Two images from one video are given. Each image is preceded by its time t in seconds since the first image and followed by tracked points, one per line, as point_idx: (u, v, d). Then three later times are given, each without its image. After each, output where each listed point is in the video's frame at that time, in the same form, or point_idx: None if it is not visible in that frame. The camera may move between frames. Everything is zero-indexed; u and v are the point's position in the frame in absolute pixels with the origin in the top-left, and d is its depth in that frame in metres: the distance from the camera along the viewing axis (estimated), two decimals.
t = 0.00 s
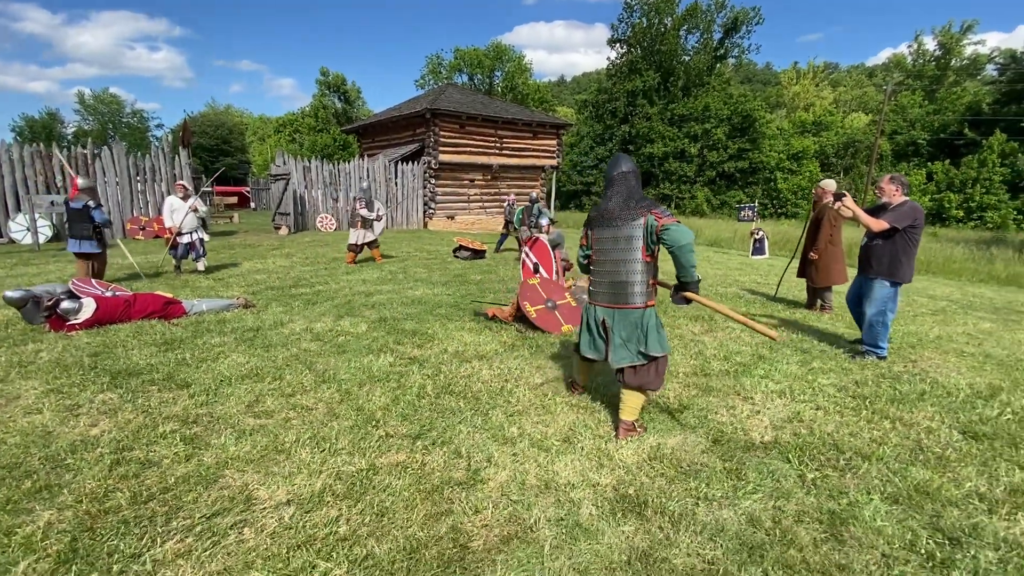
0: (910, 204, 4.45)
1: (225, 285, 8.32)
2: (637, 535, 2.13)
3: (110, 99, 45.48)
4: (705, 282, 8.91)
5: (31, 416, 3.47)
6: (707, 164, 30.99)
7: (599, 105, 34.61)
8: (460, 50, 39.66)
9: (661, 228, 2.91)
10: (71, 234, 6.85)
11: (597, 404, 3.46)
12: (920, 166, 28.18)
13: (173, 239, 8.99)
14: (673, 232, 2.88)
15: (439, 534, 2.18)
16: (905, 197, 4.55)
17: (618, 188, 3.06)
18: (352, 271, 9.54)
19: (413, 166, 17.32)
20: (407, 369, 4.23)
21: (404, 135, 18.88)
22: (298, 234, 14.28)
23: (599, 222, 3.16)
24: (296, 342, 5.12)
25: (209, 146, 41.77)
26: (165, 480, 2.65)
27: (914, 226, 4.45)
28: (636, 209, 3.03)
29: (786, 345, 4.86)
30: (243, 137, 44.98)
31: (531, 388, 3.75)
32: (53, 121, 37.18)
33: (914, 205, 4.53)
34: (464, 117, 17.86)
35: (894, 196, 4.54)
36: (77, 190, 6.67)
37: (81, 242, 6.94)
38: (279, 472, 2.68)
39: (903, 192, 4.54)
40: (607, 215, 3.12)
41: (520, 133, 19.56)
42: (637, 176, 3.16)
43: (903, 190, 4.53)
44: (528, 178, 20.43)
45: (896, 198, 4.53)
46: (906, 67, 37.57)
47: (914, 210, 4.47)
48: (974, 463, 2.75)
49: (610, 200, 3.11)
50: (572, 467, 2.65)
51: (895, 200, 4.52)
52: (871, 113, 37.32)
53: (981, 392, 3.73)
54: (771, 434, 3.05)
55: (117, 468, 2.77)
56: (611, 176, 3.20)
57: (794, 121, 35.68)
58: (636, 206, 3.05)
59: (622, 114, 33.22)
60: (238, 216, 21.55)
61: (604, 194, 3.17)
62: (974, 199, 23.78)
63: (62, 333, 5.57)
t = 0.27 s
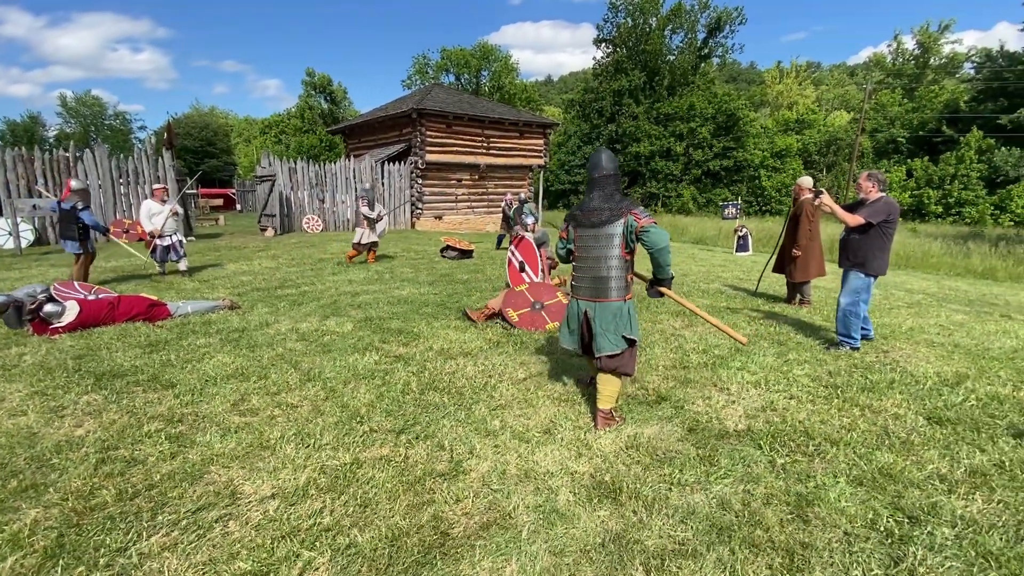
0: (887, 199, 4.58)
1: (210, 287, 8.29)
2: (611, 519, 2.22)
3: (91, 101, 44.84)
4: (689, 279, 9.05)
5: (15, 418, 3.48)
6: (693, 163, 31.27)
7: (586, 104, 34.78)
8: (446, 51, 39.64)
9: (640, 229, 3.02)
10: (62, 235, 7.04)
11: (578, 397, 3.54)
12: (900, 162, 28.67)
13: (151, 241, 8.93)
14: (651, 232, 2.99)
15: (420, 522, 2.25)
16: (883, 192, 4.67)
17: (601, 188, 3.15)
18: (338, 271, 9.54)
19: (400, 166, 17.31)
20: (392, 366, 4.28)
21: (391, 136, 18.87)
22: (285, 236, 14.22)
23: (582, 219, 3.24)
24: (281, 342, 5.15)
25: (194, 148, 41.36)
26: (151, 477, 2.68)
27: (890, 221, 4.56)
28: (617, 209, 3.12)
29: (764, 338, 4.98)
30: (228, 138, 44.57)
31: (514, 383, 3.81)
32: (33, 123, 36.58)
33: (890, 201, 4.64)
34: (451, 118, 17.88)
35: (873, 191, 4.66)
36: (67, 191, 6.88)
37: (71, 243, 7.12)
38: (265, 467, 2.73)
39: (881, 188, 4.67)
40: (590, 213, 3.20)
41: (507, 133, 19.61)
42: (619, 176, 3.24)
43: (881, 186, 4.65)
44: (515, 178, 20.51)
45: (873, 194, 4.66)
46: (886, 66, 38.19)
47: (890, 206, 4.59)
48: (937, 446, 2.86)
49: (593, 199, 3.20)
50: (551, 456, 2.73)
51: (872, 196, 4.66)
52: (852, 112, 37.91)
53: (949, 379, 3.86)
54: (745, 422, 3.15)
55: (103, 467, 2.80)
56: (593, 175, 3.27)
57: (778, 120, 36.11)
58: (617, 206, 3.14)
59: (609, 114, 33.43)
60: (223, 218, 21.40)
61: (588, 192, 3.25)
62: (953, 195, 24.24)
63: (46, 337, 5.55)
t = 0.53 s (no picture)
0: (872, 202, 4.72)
1: (204, 294, 8.32)
2: (600, 518, 2.29)
3: (82, 108, 44.66)
4: (680, 283, 9.16)
5: (13, 426, 3.52)
6: (685, 167, 31.51)
7: (578, 110, 35.03)
8: (439, 57, 39.82)
9: (622, 234, 3.51)
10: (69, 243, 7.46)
11: (569, 400, 3.62)
12: (889, 166, 29.04)
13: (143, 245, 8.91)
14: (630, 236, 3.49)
15: (415, 524, 2.31)
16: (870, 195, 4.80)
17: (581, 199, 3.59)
18: (333, 278, 9.59)
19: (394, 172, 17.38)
20: (387, 372, 4.34)
21: (384, 143, 18.94)
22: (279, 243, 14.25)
23: (567, 227, 3.66)
24: (277, 349, 5.20)
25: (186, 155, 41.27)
26: (150, 483, 2.73)
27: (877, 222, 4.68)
28: (599, 217, 3.59)
29: (752, 341, 5.08)
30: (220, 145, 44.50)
31: (507, 388, 3.88)
32: (23, 132, 36.40)
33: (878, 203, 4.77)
34: (444, 124, 17.99)
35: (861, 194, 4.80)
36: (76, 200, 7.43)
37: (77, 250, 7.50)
38: (262, 473, 2.78)
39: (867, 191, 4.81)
40: (574, 221, 3.63)
41: (500, 139, 19.73)
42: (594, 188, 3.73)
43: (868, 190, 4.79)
44: (509, 183, 20.63)
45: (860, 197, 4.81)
46: (874, 71, 38.69)
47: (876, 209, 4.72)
48: (917, 445, 2.95)
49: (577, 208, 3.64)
50: (543, 459, 2.80)
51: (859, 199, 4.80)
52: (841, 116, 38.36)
53: (930, 379, 3.96)
54: (732, 424, 3.22)
55: (102, 474, 2.84)
56: (573, 188, 3.71)
57: (768, 124, 36.48)
58: (597, 214, 3.62)
59: (601, 119, 33.68)
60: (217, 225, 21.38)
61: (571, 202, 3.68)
62: (940, 198, 24.59)
63: (41, 346, 5.56)
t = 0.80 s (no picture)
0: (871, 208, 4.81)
1: (206, 302, 8.37)
2: (603, 519, 2.34)
3: (83, 117, 44.89)
4: (680, 289, 9.23)
5: (20, 433, 3.56)
6: (683, 175, 31.68)
7: (577, 118, 35.26)
8: (439, 67, 40.12)
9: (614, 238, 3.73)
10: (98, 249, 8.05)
11: (571, 405, 3.66)
12: (886, 174, 29.21)
13: (154, 252, 8.94)
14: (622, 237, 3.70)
15: (421, 525, 2.36)
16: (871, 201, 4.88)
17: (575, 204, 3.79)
18: (335, 286, 9.65)
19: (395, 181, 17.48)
20: (390, 378, 4.39)
21: (385, 151, 19.07)
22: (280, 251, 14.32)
23: (561, 232, 3.83)
24: (281, 356, 5.25)
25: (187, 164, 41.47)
26: (158, 487, 2.77)
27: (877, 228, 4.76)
28: (592, 221, 3.80)
29: (751, 346, 5.14)
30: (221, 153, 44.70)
31: (509, 393, 3.93)
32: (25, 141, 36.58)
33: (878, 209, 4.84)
34: (444, 133, 18.14)
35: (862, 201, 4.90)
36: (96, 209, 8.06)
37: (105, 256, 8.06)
38: (268, 477, 2.82)
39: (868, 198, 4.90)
40: (569, 226, 3.82)
41: (500, 148, 19.88)
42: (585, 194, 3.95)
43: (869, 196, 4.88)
44: (509, 191, 20.76)
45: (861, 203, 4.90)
46: (870, 79, 39.00)
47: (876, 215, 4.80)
48: (913, 447, 3.00)
49: (571, 214, 3.84)
50: (546, 462, 2.85)
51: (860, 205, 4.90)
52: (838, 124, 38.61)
53: (927, 384, 4.02)
54: (731, 428, 3.27)
55: (111, 479, 2.88)
56: (566, 195, 3.91)
57: (766, 132, 36.73)
58: (590, 219, 3.83)
59: (600, 128, 33.90)
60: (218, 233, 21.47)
61: (564, 209, 3.87)
62: (937, 205, 24.72)
63: (45, 353, 5.60)
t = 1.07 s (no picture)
0: (875, 218, 4.85)
1: (211, 310, 8.44)
2: (607, 525, 2.37)
3: (90, 127, 45.39)
4: (682, 298, 9.28)
5: (30, 439, 3.61)
6: (686, 185, 31.79)
7: (580, 129, 35.49)
8: (443, 77, 40.48)
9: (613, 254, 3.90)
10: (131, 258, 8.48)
11: (575, 413, 3.70)
12: (888, 184, 29.29)
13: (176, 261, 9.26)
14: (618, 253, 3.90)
15: (427, 530, 2.39)
16: (876, 212, 4.92)
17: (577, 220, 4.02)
18: (339, 295, 9.71)
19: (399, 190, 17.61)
20: (396, 386, 4.43)
21: (389, 161, 19.23)
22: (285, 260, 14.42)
23: (563, 245, 4.05)
24: (287, 363, 5.31)
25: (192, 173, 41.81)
26: (168, 493, 2.81)
27: (881, 238, 4.79)
28: (591, 237, 4.00)
29: (753, 355, 5.15)
30: (226, 163, 45.07)
31: (513, 401, 3.97)
32: (32, 150, 36.96)
33: (883, 219, 4.86)
34: (448, 143, 18.29)
35: (867, 211, 4.95)
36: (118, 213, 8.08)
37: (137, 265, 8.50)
38: (276, 483, 2.85)
39: (873, 208, 4.94)
40: (571, 239, 4.03)
41: (503, 158, 20.03)
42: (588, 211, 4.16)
43: (874, 206, 4.92)
44: (512, 201, 20.88)
45: (866, 214, 4.96)
46: (871, 90, 39.22)
47: (880, 225, 4.82)
48: (915, 455, 3.02)
49: (572, 228, 4.05)
50: (550, 469, 2.88)
51: (865, 215, 4.95)
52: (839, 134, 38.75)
53: (929, 393, 4.04)
54: (734, 435, 3.30)
55: (121, 484, 2.92)
56: (569, 209, 4.14)
57: (768, 142, 36.86)
58: (590, 233, 4.03)
59: (602, 138, 34.09)
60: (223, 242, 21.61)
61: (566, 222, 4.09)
62: (940, 215, 24.77)
63: (53, 360, 5.65)
